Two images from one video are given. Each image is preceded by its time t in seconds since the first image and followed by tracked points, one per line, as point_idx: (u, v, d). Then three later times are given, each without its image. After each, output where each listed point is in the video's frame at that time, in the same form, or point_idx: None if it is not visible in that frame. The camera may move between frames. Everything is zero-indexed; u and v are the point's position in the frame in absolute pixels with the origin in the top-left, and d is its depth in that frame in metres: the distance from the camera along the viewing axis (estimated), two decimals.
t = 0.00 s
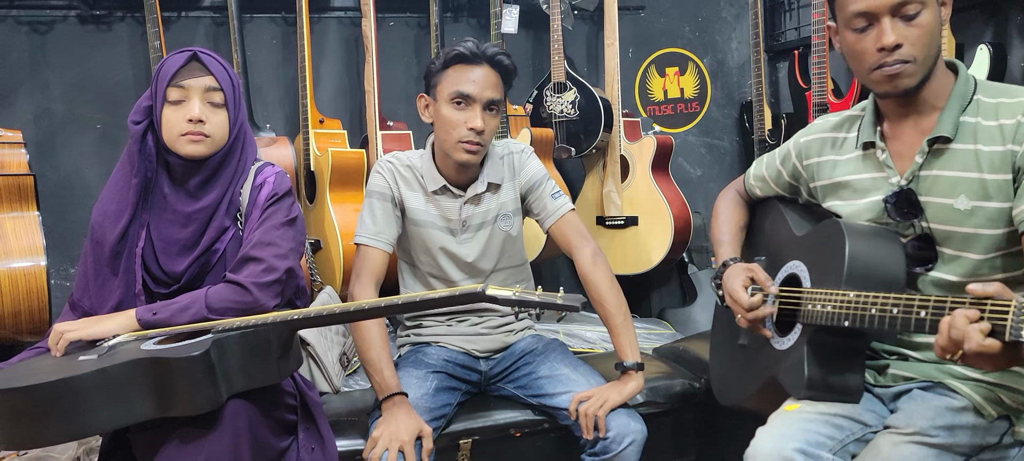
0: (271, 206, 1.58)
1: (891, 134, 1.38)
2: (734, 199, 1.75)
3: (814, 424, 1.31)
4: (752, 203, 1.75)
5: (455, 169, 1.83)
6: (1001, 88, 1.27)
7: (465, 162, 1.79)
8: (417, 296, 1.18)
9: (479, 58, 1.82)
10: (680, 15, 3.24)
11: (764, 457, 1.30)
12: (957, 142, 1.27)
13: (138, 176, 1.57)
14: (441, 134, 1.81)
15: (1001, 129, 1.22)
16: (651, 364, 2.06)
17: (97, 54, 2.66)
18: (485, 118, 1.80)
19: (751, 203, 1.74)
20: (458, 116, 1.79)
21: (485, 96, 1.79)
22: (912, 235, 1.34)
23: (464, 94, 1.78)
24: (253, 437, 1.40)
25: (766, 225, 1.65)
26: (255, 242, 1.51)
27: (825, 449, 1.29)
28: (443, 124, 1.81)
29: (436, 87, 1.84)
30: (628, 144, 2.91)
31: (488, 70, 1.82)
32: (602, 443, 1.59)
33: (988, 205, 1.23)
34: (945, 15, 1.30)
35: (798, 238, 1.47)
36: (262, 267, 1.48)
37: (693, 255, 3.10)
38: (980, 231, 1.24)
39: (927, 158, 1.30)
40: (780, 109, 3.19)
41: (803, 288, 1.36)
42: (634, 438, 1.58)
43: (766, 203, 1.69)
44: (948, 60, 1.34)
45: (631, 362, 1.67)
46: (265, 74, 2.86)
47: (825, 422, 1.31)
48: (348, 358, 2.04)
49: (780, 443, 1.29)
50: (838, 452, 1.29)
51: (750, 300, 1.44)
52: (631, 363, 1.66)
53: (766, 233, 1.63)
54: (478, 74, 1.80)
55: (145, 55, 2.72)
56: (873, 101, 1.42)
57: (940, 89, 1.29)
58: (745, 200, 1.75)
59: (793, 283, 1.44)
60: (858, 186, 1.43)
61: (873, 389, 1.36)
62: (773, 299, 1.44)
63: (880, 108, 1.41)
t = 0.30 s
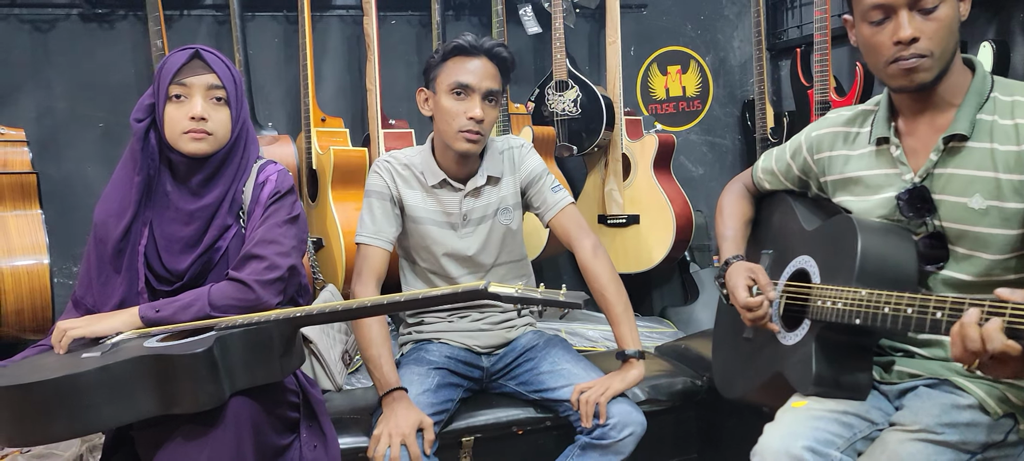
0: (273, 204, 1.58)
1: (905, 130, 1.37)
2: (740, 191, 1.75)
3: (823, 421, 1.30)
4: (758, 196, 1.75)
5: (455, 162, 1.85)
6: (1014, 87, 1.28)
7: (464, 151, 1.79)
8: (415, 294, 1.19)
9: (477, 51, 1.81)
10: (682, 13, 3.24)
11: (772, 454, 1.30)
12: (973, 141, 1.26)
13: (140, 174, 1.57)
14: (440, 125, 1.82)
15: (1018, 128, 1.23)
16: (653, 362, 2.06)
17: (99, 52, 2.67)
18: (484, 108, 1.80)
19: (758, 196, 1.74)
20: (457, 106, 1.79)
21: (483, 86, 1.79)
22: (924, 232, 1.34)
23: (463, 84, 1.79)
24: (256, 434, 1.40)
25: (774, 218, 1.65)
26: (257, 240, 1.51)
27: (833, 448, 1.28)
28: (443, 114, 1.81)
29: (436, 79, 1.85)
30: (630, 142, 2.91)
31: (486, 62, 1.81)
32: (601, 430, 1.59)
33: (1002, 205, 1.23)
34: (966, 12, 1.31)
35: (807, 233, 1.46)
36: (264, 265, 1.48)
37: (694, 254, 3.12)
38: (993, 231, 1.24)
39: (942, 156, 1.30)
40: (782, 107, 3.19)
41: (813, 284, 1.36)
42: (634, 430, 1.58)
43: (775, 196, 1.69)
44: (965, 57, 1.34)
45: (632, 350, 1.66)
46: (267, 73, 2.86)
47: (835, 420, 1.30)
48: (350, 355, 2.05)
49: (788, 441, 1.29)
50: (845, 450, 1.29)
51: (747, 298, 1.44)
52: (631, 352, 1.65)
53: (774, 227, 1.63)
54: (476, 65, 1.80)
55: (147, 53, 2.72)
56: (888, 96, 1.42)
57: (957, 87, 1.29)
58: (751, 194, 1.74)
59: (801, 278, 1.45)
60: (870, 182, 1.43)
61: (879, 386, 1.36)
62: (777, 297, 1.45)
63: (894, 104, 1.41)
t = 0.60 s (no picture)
0: (271, 204, 1.58)
1: (904, 132, 1.37)
2: (738, 191, 1.74)
3: (819, 422, 1.31)
4: (756, 195, 1.75)
5: (452, 160, 1.85)
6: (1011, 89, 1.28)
7: (462, 148, 1.79)
8: (414, 295, 1.19)
9: (475, 48, 1.82)
10: (680, 13, 3.24)
11: (769, 456, 1.29)
12: (969, 143, 1.26)
13: (138, 174, 1.58)
14: (439, 121, 1.82)
15: (1013, 131, 1.22)
16: (651, 362, 2.06)
17: (97, 53, 2.67)
18: (482, 105, 1.81)
19: (756, 196, 1.74)
20: (455, 103, 1.79)
21: (482, 83, 1.80)
22: (921, 234, 1.33)
23: (461, 81, 1.79)
24: (253, 435, 1.41)
25: (773, 217, 1.64)
26: (255, 240, 1.51)
27: (830, 448, 1.28)
28: (440, 110, 1.81)
29: (432, 76, 1.86)
30: (628, 142, 2.91)
31: (484, 59, 1.82)
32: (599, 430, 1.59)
33: (998, 208, 1.23)
34: (962, 14, 1.31)
35: (804, 233, 1.47)
36: (262, 265, 1.49)
37: (693, 254, 3.08)
38: (989, 234, 1.25)
39: (938, 158, 1.30)
40: (780, 107, 3.19)
41: (809, 284, 1.37)
42: (633, 431, 1.58)
43: (773, 196, 1.69)
44: (962, 57, 1.34)
45: (628, 346, 1.66)
46: (265, 73, 2.86)
47: (831, 421, 1.31)
48: (348, 356, 2.05)
49: (786, 441, 1.29)
50: (842, 451, 1.29)
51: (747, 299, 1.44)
52: (627, 347, 1.65)
53: (773, 225, 1.63)
54: (474, 62, 1.81)
55: (145, 54, 2.72)
56: (885, 97, 1.42)
57: (954, 89, 1.29)
58: (750, 193, 1.75)
59: (798, 279, 1.45)
60: (867, 184, 1.43)
61: (876, 387, 1.36)
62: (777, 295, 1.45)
63: (892, 105, 1.41)
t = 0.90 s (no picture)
0: (274, 205, 1.58)
1: (900, 133, 1.37)
2: (737, 193, 1.75)
3: (820, 421, 1.31)
4: (753, 197, 1.74)
5: (456, 159, 1.86)
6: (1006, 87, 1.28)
7: (468, 145, 1.80)
8: (417, 295, 1.19)
9: (478, 48, 1.83)
10: (682, 13, 3.24)
11: (770, 456, 1.29)
12: (963, 142, 1.27)
13: (142, 175, 1.58)
14: (444, 119, 1.83)
15: (1007, 129, 1.23)
16: (653, 362, 2.07)
17: (101, 53, 2.68)
18: (486, 104, 1.81)
19: (755, 198, 1.74)
20: (460, 101, 1.80)
21: (486, 81, 1.81)
22: (918, 234, 1.32)
23: (466, 79, 1.80)
24: (257, 435, 1.41)
25: (771, 218, 1.64)
26: (258, 241, 1.52)
27: (831, 448, 1.28)
28: (445, 109, 1.82)
29: (437, 76, 1.86)
30: (631, 142, 2.92)
31: (488, 58, 1.83)
32: (605, 427, 1.59)
33: (992, 206, 1.23)
34: (955, 14, 1.31)
35: (803, 235, 1.46)
36: (265, 265, 1.49)
37: (694, 254, 3.11)
38: (984, 231, 1.25)
39: (932, 157, 1.30)
40: (782, 107, 3.19)
41: (808, 285, 1.37)
42: (638, 428, 1.59)
43: (769, 197, 1.69)
44: (955, 56, 1.34)
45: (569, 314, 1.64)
46: (268, 73, 2.87)
47: (832, 420, 1.31)
48: (351, 356, 2.08)
49: (787, 440, 1.29)
50: (843, 450, 1.29)
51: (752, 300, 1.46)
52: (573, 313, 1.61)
53: (771, 226, 1.62)
54: (478, 61, 1.82)
55: (149, 54, 2.73)
56: (881, 98, 1.43)
57: (949, 89, 1.29)
58: (750, 195, 1.74)
59: (797, 280, 1.44)
60: (864, 184, 1.44)
61: (877, 386, 1.37)
62: (777, 297, 1.45)
63: (888, 107, 1.42)
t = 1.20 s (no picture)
0: (278, 205, 1.58)
1: (902, 133, 1.38)
2: (741, 195, 1.75)
3: (825, 422, 1.31)
4: (758, 199, 1.74)
5: (471, 173, 1.82)
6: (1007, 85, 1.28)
7: (481, 158, 1.77)
8: (422, 294, 1.19)
9: (496, 60, 1.80)
10: (685, 13, 3.24)
11: (775, 456, 1.29)
12: (966, 141, 1.27)
13: (147, 175, 1.59)
14: (458, 133, 1.80)
15: (1008, 127, 1.23)
16: (656, 362, 2.07)
17: (105, 54, 2.68)
18: (502, 117, 1.79)
19: (759, 200, 1.74)
20: (475, 114, 1.77)
21: (501, 95, 1.78)
22: (922, 232, 1.32)
23: (481, 92, 1.77)
24: (262, 435, 1.41)
25: (774, 220, 1.64)
26: (262, 241, 1.52)
27: (836, 448, 1.28)
28: (461, 121, 1.80)
29: (455, 87, 1.83)
30: (634, 142, 2.92)
31: (505, 71, 1.80)
32: (607, 424, 1.60)
33: (996, 204, 1.24)
34: (956, 14, 1.31)
35: (806, 234, 1.47)
36: (270, 266, 1.49)
37: (698, 253, 3.09)
38: (988, 229, 1.25)
39: (935, 156, 1.30)
40: (785, 107, 3.19)
41: (813, 284, 1.36)
42: (639, 425, 1.59)
43: (773, 200, 1.69)
44: (956, 57, 1.34)
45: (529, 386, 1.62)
46: (271, 74, 2.87)
47: (837, 421, 1.31)
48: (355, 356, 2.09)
49: (792, 441, 1.29)
50: (848, 450, 1.29)
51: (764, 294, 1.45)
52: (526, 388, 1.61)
53: (774, 228, 1.63)
54: (495, 74, 1.78)
55: (152, 55, 2.73)
56: (883, 98, 1.42)
57: (950, 87, 1.30)
58: (753, 197, 1.75)
59: (801, 280, 1.44)
60: (867, 184, 1.43)
61: (881, 386, 1.37)
62: (781, 296, 1.45)
63: (890, 106, 1.41)
